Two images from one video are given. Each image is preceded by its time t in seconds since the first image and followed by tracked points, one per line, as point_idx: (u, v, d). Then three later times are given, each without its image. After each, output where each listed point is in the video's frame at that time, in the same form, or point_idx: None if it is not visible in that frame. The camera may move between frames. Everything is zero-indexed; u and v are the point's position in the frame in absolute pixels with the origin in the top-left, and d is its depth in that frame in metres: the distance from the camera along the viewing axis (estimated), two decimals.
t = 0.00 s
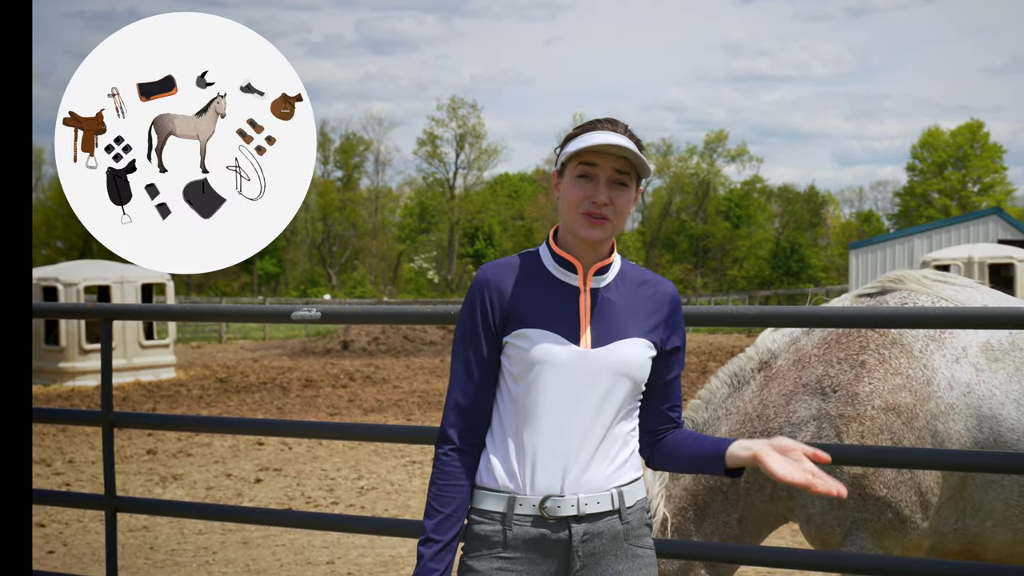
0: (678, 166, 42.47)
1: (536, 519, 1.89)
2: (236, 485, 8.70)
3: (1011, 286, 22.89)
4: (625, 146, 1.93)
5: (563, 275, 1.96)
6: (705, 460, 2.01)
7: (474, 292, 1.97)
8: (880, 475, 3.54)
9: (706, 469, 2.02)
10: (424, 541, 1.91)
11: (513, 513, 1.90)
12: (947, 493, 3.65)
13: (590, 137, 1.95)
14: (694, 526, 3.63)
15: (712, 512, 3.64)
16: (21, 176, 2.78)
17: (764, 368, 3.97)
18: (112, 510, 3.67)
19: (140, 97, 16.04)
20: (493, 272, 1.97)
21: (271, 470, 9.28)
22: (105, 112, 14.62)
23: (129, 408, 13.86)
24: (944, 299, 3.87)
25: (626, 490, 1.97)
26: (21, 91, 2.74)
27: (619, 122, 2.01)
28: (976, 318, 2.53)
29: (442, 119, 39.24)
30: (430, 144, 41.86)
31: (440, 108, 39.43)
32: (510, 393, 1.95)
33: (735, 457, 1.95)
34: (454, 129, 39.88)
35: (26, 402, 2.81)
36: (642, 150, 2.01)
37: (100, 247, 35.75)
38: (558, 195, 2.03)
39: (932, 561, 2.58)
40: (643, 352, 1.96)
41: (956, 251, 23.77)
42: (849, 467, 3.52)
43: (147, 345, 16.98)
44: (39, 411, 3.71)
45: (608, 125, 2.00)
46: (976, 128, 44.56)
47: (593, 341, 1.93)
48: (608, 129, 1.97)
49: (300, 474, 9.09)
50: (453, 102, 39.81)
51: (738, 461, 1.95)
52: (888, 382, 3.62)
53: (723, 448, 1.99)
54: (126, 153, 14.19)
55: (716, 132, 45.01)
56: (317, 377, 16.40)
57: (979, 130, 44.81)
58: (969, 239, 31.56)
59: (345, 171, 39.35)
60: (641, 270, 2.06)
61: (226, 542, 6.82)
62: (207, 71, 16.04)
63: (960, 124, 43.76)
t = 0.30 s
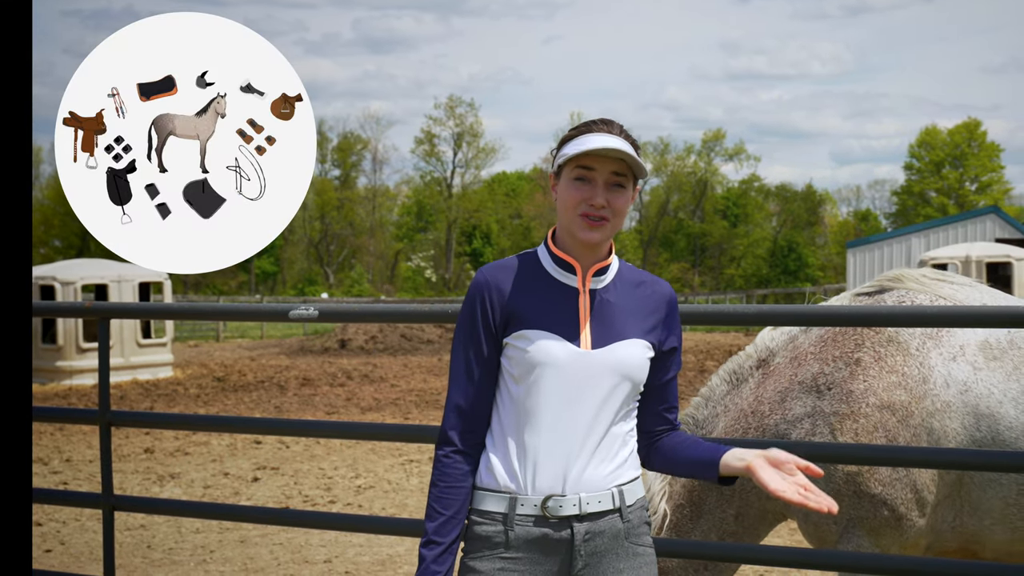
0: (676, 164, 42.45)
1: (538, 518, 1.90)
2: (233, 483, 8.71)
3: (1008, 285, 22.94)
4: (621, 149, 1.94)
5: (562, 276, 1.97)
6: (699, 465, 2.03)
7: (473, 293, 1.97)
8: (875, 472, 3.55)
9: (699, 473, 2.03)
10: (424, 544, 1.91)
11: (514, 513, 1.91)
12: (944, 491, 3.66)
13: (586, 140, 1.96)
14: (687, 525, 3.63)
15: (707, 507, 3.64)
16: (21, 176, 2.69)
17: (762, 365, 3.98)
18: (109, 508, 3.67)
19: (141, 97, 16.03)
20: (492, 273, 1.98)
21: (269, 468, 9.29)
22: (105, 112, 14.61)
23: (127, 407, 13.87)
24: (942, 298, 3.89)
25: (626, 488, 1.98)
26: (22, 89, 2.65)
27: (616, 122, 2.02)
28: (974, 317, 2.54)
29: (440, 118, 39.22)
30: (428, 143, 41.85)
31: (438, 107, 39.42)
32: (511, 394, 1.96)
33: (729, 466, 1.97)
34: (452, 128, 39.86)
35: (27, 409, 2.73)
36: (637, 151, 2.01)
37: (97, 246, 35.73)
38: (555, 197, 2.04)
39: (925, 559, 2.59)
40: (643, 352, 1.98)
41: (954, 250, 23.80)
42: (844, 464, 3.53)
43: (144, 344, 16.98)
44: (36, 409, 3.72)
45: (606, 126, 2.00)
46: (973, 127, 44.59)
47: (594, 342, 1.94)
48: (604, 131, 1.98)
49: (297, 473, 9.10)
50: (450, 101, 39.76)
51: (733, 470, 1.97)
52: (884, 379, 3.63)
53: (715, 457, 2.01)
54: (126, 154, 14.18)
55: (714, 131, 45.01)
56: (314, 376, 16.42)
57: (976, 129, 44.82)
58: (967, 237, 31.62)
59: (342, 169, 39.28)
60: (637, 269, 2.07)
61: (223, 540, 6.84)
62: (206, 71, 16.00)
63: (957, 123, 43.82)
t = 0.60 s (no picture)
0: (674, 163, 42.42)
1: (540, 517, 1.92)
2: (231, 482, 8.71)
3: (1005, 283, 22.99)
4: (611, 152, 1.95)
5: (556, 275, 1.99)
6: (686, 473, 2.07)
7: (470, 295, 1.99)
8: (873, 470, 3.55)
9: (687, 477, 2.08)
10: (423, 544, 1.93)
11: (516, 512, 1.92)
12: (944, 489, 3.67)
13: (577, 143, 1.97)
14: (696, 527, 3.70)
15: (713, 509, 3.67)
16: (23, 180, 2.72)
17: (764, 367, 4.02)
18: (107, 506, 3.68)
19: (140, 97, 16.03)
20: (488, 276, 1.99)
21: (266, 468, 9.29)
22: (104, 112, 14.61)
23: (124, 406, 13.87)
24: (942, 296, 3.90)
25: (626, 487, 1.99)
26: (23, 94, 2.68)
27: (608, 126, 2.03)
28: (969, 316, 2.56)
29: (438, 117, 39.17)
30: (426, 141, 41.78)
31: (436, 106, 39.36)
32: (510, 394, 1.96)
33: (705, 476, 2.03)
34: (450, 127, 39.83)
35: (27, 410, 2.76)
36: (630, 152, 2.02)
37: (94, 245, 35.65)
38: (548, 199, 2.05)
39: (921, 559, 2.62)
40: (640, 350, 1.99)
41: (952, 249, 23.82)
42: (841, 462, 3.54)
43: (142, 343, 16.97)
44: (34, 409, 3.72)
45: (597, 130, 2.02)
46: (972, 126, 44.67)
47: (590, 340, 1.96)
48: (595, 134, 2.00)
49: (296, 472, 9.10)
50: (449, 100, 39.73)
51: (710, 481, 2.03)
52: (880, 376, 3.64)
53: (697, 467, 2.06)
54: (127, 153, 14.17)
55: (712, 130, 44.98)
56: (313, 375, 16.42)
57: (974, 128, 44.91)
58: (965, 237, 31.62)
59: (340, 168, 39.23)
60: (631, 271, 2.08)
61: (221, 539, 6.84)
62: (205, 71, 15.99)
63: (956, 122, 43.87)
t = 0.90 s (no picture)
0: (673, 162, 42.37)
1: (540, 514, 1.92)
2: (230, 481, 8.72)
3: (1004, 282, 23.01)
4: (614, 152, 1.96)
5: (553, 274, 2.00)
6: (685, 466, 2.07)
7: (465, 293, 1.99)
8: (869, 468, 3.56)
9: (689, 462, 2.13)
10: (425, 544, 1.93)
11: (516, 510, 1.93)
12: (942, 486, 3.68)
13: (578, 143, 1.99)
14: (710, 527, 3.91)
15: (724, 511, 3.87)
16: (22, 179, 2.77)
17: (769, 369, 4.07)
18: (105, 506, 3.68)
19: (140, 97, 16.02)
20: (485, 275, 1.99)
21: (265, 467, 9.30)
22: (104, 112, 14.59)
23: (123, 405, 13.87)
24: (940, 295, 3.91)
25: (626, 485, 2.00)
26: (23, 94, 2.74)
27: (606, 128, 2.04)
28: (963, 315, 2.58)
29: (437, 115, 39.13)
30: (424, 140, 41.76)
31: (434, 104, 39.33)
32: (506, 391, 1.97)
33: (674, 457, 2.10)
34: (449, 126, 39.82)
35: (26, 410, 2.81)
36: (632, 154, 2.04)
37: (93, 244, 35.64)
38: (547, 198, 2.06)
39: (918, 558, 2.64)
40: (636, 347, 2.01)
41: (950, 248, 23.83)
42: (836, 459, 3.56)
43: (140, 342, 16.96)
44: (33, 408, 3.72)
45: (596, 131, 2.03)
46: (970, 125, 44.75)
47: (585, 336, 1.96)
48: (595, 136, 2.01)
49: (295, 471, 9.11)
50: (447, 99, 39.66)
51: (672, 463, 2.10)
52: (876, 373, 3.66)
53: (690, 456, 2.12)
54: (126, 154, 14.18)
55: (711, 129, 45.00)
56: (311, 374, 16.43)
57: (972, 127, 45.01)
58: (964, 236, 31.63)
59: (339, 167, 39.14)
60: (628, 270, 2.09)
61: (220, 538, 6.85)
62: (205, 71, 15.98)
63: (954, 121, 43.95)
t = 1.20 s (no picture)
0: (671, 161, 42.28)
1: (538, 514, 1.92)
2: (229, 480, 8.71)
3: (1003, 280, 22.99)
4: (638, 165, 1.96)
5: (550, 275, 1.99)
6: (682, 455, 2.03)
7: (465, 293, 1.98)
8: (867, 465, 3.56)
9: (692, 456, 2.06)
10: (423, 547, 1.92)
11: (514, 510, 1.92)
12: (941, 483, 3.65)
13: (599, 151, 1.97)
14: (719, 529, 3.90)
15: (731, 514, 3.86)
16: (21, 177, 2.62)
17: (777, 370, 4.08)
18: (105, 505, 3.67)
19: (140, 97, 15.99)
20: (485, 276, 1.98)
21: (264, 465, 9.30)
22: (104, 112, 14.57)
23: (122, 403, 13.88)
24: (939, 294, 3.89)
25: (623, 483, 2.00)
26: (22, 90, 2.58)
27: (619, 132, 2.03)
28: (959, 314, 2.57)
29: (435, 114, 39.11)
30: (423, 139, 41.74)
31: (433, 103, 39.33)
32: (505, 391, 1.97)
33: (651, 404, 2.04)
34: (447, 125, 39.85)
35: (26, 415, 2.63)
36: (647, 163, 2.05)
37: (92, 243, 35.64)
38: (560, 202, 2.02)
39: (914, 556, 2.64)
40: (633, 347, 2.00)
41: (950, 247, 23.81)
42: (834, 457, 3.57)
43: (139, 340, 16.95)
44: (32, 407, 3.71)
45: (610, 137, 2.01)
46: (968, 124, 44.75)
47: (584, 337, 1.96)
48: (612, 143, 1.99)
49: (294, 469, 9.10)
50: (446, 97, 39.67)
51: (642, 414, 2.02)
52: (874, 371, 3.67)
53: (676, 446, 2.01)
54: (126, 153, 14.18)
55: (710, 128, 44.99)
56: (310, 372, 16.43)
57: (971, 126, 45.01)
58: (962, 234, 31.61)
59: (338, 166, 39.10)
60: (626, 271, 2.10)
61: (219, 537, 6.84)
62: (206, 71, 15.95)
63: (953, 120, 43.95)
